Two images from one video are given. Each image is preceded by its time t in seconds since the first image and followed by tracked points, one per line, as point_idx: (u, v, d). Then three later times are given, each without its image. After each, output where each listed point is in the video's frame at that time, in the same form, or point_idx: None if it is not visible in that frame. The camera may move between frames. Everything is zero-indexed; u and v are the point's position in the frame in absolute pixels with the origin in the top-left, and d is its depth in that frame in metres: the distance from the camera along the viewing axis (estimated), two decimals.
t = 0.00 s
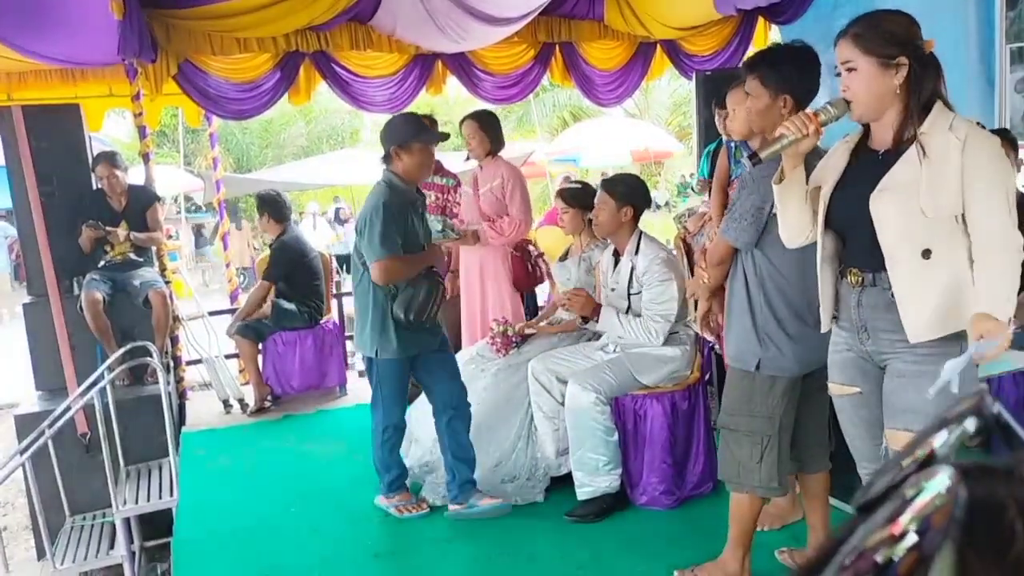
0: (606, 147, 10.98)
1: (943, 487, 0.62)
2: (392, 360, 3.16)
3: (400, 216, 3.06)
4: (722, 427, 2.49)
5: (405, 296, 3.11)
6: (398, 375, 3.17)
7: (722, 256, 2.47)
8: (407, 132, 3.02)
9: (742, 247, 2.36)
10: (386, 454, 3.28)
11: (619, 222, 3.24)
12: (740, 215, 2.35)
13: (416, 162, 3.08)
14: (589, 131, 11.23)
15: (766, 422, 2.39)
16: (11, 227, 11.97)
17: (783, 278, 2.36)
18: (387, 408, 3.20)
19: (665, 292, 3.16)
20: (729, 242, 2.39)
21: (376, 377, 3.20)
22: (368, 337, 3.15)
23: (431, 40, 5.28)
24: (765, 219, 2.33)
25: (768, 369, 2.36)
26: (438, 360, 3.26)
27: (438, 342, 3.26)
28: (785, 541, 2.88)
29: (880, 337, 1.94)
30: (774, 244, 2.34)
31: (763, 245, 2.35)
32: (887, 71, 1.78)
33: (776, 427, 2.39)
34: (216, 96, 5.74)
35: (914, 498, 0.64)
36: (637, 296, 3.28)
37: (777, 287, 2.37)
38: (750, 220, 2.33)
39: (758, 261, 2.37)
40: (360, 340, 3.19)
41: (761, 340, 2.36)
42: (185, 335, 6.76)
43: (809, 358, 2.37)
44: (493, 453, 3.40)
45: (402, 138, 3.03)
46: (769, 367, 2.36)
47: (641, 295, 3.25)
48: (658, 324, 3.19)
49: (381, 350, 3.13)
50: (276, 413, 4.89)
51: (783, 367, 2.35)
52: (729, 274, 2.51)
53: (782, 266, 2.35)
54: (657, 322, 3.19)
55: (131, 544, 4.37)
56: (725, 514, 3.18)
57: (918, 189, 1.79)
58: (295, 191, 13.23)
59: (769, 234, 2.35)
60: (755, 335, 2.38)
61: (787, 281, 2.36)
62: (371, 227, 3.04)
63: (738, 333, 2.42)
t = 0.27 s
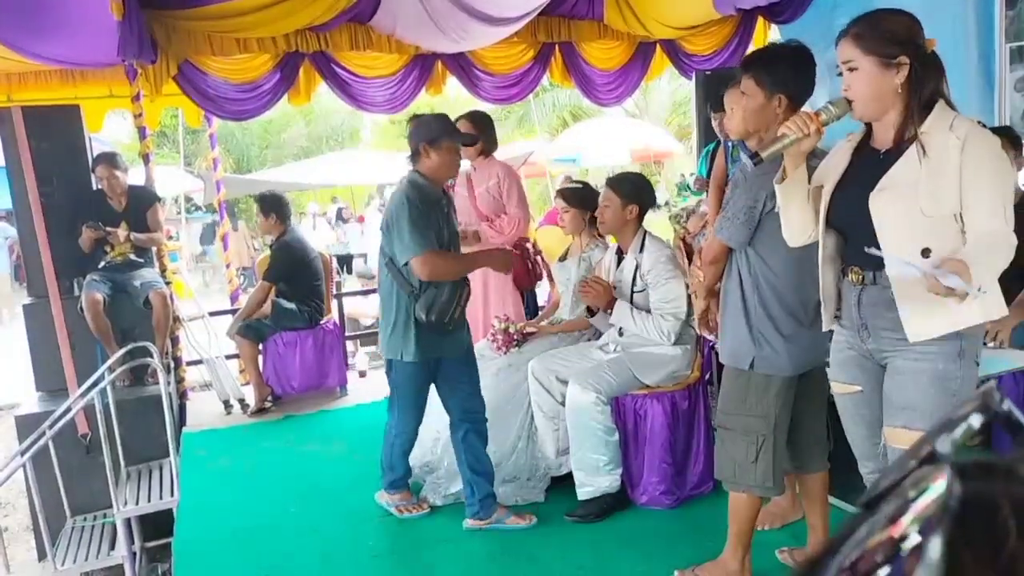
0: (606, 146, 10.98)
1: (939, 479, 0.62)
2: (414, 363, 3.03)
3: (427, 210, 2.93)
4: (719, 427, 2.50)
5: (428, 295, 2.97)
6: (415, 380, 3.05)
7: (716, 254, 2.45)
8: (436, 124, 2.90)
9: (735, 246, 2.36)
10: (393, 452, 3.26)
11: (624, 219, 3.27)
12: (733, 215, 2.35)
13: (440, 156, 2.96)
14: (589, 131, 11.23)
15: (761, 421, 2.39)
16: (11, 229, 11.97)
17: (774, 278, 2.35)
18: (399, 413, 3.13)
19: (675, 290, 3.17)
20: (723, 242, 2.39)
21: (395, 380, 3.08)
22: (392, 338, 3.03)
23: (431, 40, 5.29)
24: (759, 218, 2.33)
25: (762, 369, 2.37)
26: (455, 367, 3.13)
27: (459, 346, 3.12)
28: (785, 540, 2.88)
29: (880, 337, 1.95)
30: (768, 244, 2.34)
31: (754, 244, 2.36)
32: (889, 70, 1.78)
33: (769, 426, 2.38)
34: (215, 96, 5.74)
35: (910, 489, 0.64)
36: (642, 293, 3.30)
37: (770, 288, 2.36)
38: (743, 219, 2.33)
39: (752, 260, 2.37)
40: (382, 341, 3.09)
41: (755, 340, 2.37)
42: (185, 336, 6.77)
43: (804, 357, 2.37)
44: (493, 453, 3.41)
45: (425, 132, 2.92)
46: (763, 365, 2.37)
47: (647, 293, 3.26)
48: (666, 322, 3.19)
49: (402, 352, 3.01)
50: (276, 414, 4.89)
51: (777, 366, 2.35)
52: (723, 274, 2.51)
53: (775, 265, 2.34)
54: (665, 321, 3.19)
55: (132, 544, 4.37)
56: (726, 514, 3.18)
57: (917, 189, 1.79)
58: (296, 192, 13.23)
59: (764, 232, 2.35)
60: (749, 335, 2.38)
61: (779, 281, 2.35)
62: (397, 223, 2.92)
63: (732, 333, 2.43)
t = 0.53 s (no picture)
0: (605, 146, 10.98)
1: (950, 473, 0.63)
2: (447, 358, 2.98)
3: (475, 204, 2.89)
4: (720, 426, 2.50)
5: (468, 291, 2.93)
6: (446, 378, 3.00)
7: (717, 255, 2.45)
8: (470, 120, 2.85)
9: (736, 245, 2.36)
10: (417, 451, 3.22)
11: (635, 216, 3.26)
12: (735, 214, 2.35)
13: (477, 149, 2.92)
14: (589, 131, 11.23)
15: (762, 420, 2.39)
16: (11, 228, 11.96)
17: (776, 276, 2.35)
18: (425, 412, 3.06)
19: (672, 287, 3.19)
20: (724, 241, 2.39)
21: (425, 375, 3.01)
22: (426, 332, 2.97)
23: (431, 39, 5.28)
24: (760, 217, 2.32)
25: (763, 367, 2.37)
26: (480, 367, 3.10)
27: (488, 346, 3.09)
28: (785, 539, 2.88)
29: (879, 336, 1.94)
30: (770, 242, 2.34)
31: (759, 243, 2.35)
32: (889, 70, 1.78)
33: (772, 426, 2.38)
34: (214, 95, 5.74)
35: (922, 484, 0.64)
36: (643, 291, 3.30)
37: (771, 286, 2.36)
38: (745, 217, 2.33)
39: (753, 259, 2.37)
40: (412, 336, 3.02)
41: (756, 338, 2.36)
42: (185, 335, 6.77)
43: (804, 355, 2.37)
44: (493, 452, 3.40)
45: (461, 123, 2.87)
46: (764, 365, 2.36)
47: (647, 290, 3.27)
48: (662, 320, 3.22)
49: (437, 346, 2.96)
50: (276, 413, 4.89)
51: (779, 365, 2.35)
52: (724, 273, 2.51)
53: (777, 264, 2.34)
54: (660, 319, 3.22)
55: (131, 544, 4.37)
56: (725, 513, 3.18)
57: (915, 191, 1.78)
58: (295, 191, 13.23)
59: (765, 231, 2.35)
60: (750, 334, 2.37)
61: (780, 279, 2.35)
62: (445, 215, 2.86)
63: (733, 332, 2.43)
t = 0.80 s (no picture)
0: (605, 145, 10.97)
1: (953, 466, 0.62)
2: (472, 356, 2.90)
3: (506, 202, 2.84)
4: (722, 424, 2.50)
5: (495, 289, 2.88)
6: (474, 377, 2.91)
7: (721, 252, 2.46)
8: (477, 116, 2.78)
9: (741, 244, 2.35)
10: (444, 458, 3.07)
11: (640, 214, 3.27)
12: (739, 213, 2.34)
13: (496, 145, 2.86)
14: (589, 129, 11.23)
15: (764, 419, 2.39)
16: (11, 228, 11.96)
17: (780, 274, 2.35)
18: (456, 411, 2.94)
19: (670, 285, 3.20)
20: (729, 240, 2.38)
21: (451, 373, 2.91)
22: (450, 328, 2.87)
23: (430, 38, 5.28)
24: (766, 216, 2.32)
25: (767, 365, 2.36)
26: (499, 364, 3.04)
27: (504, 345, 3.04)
28: (785, 538, 2.88)
29: (878, 332, 1.94)
30: (774, 242, 2.33)
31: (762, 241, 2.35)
32: (890, 66, 1.78)
33: (774, 424, 2.38)
34: (214, 94, 5.74)
35: (923, 479, 0.64)
36: (642, 289, 3.32)
37: (775, 284, 2.36)
38: (750, 216, 2.32)
39: (758, 258, 2.36)
40: (434, 331, 2.89)
41: (761, 337, 2.36)
42: (185, 334, 6.76)
43: (808, 353, 2.36)
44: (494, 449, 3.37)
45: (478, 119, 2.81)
46: (768, 363, 2.36)
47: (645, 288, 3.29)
48: (658, 319, 3.23)
49: (463, 343, 2.87)
50: (275, 412, 4.89)
51: (782, 364, 2.35)
52: (728, 271, 2.51)
53: (782, 263, 2.34)
54: (658, 317, 3.23)
55: (131, 543, 4.37)
56: (725, 512, 3.17)
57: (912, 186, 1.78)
58: (295, 190, 13.22)
59: (769, 232, 2.35)
60: (754, 332, 2.37)
61: (784, 278, 2.35)
62: (479, 208, 2.77)
63: (737, 331, 2.42)
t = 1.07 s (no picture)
0: (605, 144, 10.97)
1: (947, 464, 0.61)
2: (488, 356, 2.84)
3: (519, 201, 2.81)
4: (722, 422, 2.50)
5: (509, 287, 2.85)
6: (494, 376, 2.87)
7: (719, 251, 2.46)
8: (478, 111, 2.76)
9: (739, 242, 2.35)
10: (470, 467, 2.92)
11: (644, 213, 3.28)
12: (737, 211, 2.34)
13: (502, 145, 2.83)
14: (589, 129, 11.24)
15: (763, 417, 2.39)
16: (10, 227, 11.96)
17: (779, 273, 2.35)
18: (477, 412, 2.87)
19: (669, 284, 3.20)
20: (726, 238, 2.38)
21: (469, 372, 2.83)
22: (470, 326, 2.80)
23: (430, 37, 5.27)
24: (763, 215, 2.32)
25: (767, 364, 2.36)
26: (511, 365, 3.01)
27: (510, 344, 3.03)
28: (785, 537, 2.88)
29: (880, 332, 1.94)
30: (773, 240, 2.34)
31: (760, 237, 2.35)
32: (890, 63, 1.78)
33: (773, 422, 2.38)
34: (214, 93, 5.75)
35: (919, 478, 0.63)
36: (643, 288, 3.32)
37: (775, 283, 2.36)
38: (748, 215, 2.32)
39: (757, 257, 2.36)
40: (451, 329, 2.81)
41: (760, 336, 2.36)
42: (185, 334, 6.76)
43: (808, 352, 2.37)
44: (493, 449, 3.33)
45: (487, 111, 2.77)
46: (768, 362, 2.36)
47: (645, 287, 3.30)
48: (658, 318, 3.24)
49: (482, 341, 2.80)
50: (275, 412, 4.88)
51: (782, 363, 2.35)
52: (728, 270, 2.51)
53: (780, 261, 2.34)
54: (658, 316, 3.24)
55: (131, 543, 4.37)
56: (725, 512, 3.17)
57: (910, 183, 1.80)
58: (294, 189, 13.22)
59: (767, 230, 2.35)
60: (754, 331, 2.37)
61: (783, 276, 2.35)
62: (495, 207, 2.73)
63: (736, 330, 2.42)
